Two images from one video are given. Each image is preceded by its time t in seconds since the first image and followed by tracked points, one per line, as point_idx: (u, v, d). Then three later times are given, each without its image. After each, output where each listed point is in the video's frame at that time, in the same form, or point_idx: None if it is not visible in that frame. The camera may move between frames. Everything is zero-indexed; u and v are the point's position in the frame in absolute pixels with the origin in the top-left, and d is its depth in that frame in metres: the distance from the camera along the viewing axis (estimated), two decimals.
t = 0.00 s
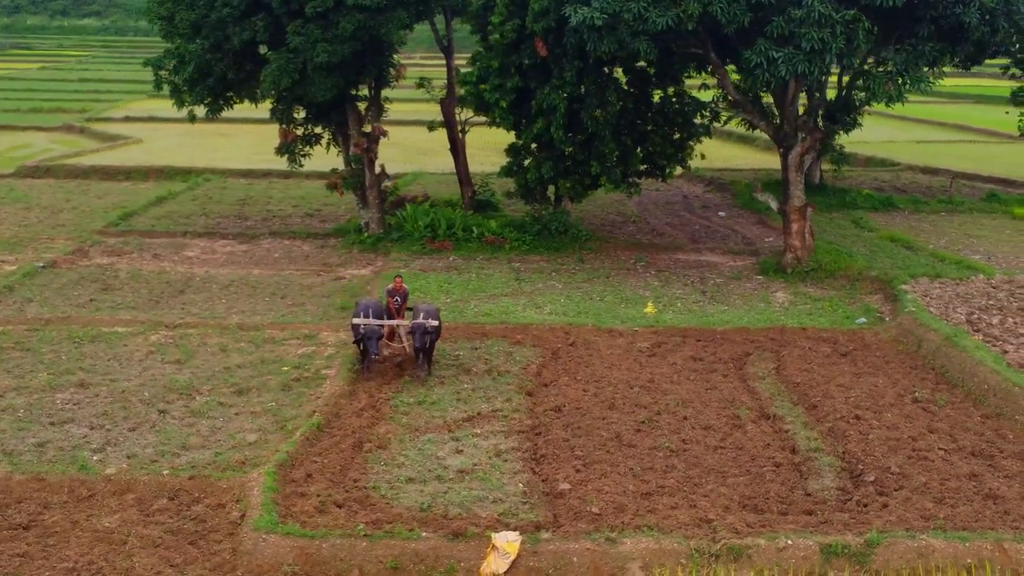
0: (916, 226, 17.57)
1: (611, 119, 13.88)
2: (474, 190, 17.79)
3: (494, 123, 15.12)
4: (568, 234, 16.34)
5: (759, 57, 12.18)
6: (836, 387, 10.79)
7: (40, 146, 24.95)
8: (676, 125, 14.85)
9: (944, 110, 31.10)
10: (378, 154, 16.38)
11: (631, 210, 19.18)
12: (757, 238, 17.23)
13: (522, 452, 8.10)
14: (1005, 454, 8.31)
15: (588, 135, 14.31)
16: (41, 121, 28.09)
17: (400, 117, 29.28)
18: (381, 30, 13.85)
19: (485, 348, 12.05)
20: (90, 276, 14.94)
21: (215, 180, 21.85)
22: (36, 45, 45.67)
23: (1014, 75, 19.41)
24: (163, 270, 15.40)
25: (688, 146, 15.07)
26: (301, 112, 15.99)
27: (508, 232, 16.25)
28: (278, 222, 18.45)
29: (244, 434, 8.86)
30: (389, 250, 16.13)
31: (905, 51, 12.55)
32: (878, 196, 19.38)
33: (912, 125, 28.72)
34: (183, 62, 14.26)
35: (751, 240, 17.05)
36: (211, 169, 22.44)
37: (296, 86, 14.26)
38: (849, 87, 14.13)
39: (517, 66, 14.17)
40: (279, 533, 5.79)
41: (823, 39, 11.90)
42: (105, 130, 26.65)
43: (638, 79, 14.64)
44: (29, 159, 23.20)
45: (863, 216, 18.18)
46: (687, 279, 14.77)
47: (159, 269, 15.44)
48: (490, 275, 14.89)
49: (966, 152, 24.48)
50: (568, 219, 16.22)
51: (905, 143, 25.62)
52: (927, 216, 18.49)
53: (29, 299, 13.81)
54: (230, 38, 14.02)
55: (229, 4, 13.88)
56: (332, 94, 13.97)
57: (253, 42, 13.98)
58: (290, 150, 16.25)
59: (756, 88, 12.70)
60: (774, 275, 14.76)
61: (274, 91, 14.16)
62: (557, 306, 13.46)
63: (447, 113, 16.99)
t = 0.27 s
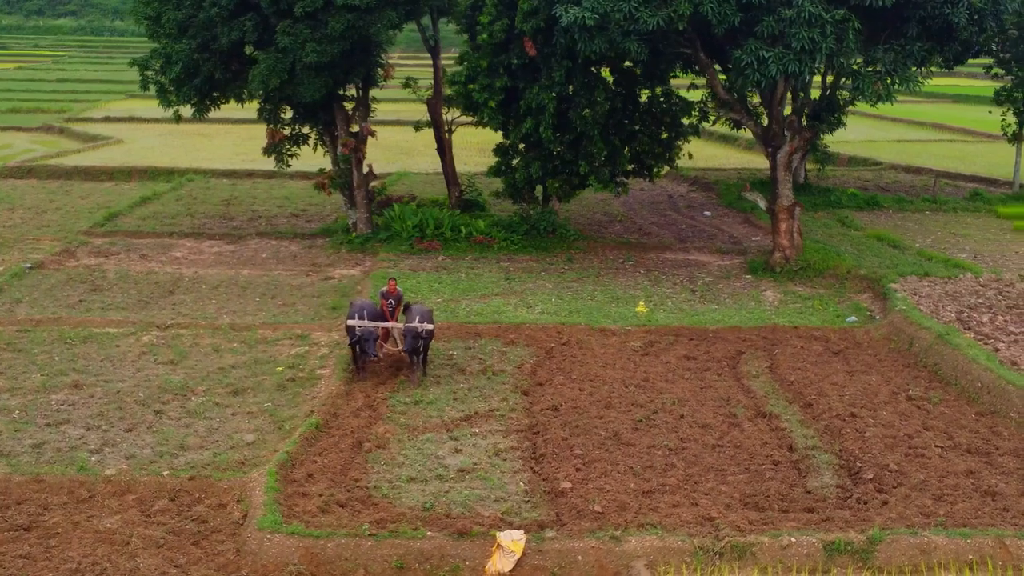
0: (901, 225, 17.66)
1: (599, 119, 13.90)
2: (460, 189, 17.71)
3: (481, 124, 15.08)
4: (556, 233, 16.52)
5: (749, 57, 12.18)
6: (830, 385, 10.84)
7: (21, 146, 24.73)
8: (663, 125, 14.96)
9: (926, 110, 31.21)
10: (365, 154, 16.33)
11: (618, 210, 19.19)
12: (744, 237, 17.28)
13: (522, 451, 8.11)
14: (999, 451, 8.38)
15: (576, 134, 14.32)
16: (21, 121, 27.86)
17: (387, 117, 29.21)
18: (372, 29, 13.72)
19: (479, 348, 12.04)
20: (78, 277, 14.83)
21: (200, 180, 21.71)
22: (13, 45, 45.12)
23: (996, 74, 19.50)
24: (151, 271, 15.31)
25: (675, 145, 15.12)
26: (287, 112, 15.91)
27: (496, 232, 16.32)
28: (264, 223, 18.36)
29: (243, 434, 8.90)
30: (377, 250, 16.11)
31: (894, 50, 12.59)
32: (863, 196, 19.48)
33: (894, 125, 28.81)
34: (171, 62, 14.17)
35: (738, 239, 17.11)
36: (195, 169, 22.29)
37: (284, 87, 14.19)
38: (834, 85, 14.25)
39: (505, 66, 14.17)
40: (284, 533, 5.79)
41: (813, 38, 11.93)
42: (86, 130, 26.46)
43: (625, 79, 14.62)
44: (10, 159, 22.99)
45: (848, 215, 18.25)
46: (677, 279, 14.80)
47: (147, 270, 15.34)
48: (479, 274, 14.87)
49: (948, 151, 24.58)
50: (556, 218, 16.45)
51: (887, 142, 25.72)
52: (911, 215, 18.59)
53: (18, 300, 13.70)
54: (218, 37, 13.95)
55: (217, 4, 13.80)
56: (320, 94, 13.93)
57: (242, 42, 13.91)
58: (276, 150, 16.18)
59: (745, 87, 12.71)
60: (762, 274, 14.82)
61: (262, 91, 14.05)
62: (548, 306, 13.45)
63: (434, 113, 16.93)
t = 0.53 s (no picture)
0: (887, 224, 17.73)
1: (588, 118, 13.91)
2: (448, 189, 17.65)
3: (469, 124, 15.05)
4: (544, 233, 16.56)
5: (740, 56, 12.21)
6: (825, 382, 10.88)
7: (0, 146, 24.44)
8: (652, 124, 14.99)
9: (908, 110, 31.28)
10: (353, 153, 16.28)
11: (604, 209, 19.18)
12: (732, 236, 17.32)
13: (522, 450, 8.14)
14: (995, 448, 8.45)
15: (565, 134, 14.33)
16: None
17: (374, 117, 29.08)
18: (363, 28, 13.65)
19: (473, 347, 12.00)
20: (64, 277, 14.65)
21: (184, 179, 21.52)
22: None
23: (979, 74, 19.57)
24: (139, 270, 15.16)
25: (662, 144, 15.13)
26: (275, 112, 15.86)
27: (485, 232, 16.29)
28: (249, 222, 18.21)
29: (240, 434, 8.91)
30: (366, 249, 16.04)
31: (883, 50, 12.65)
32: (848, 195, 19.58)
33: (874, 125, 28.78)
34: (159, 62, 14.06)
35: (725, 238, 17.15)
36: (177, 168, 22.09)
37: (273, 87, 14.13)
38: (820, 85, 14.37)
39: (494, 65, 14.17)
40: (289, 532, 5.90)
41: (804, 38, 11.99)
42: (65, 129, 26.21)
43: (613, 78, 14.59)
44: None
45: (835, 214, 18.31)
46: (667, 277, 14.80)
47: (135, 269, 15.19)
48: (470, 274, 14.83)
49: (929, 151, 24.63)
50: (543, 217, 16.51)
51: (868, 142, 25.71)
52: (896, 214, 18.67)
53: (6, 300, 13.52)
54: (206, 37, 13.85)
55: (206, 3, 13.71)
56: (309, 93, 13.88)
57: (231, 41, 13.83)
58: (264, 150, 16.12)
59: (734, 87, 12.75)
60: (751, 272, 14.86)
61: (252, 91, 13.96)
62: (540, 305, 13.41)
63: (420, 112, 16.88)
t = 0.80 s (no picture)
0: (872, 223, 17.81)
1: (577, 118, 13.93)
2: (435, 188, 17.61)
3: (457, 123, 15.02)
4: (533, 232, 16.56)
5: (730, 56, 12.25)
6: (819, 380, 10.93)
7: None
8: (639, 123, 15.04)
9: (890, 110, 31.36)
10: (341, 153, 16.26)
11: (590, 209, 19.19)
12: (719, 235, 17.36)
13: (522, 449, 8.15)
14: (989, 444, 8.52)
15: (553, 133, 14.33)
16: None
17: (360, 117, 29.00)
18: (351, 28, 13.64)
19: (467, 346, 12.00)
20: (51, 277, 14.55)
21: (168, 180, 21.40)
22: None
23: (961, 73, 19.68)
24: (128, 271, 15.07)
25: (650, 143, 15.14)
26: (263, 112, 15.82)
27: (473, 231, 16.28)
28: (234, 223, 18.13)
29: (238, 434, 8.94)
30: (354, 249, 16.01)
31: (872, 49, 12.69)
32: (833, 193, 19.66)
33: (855, 125, 28.81)
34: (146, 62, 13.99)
35: (713, 237, 17.19)
36: (161, 169, 21.98)
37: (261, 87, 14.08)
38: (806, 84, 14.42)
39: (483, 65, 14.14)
40: (294, 532, 5.92)
41: (794, 37, 12.03)
42: (45, 130, 26.04)
43: (601, 77, 14.58)
44: None
45: (820, 213, 18.38)
46: (656, 277, 14.83)
47: (124, 270, 15.10)
48: (460, 273, 14.81)
49: (910, 151, 24.67)
50: (531, 217, 16.50)
51: (849, 142, 25.71)
52: (881, 212, 18.75)
53: None
54: (194, 37, 13.79)
55: (194, 3, 13.64)
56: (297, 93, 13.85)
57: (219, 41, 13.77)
58: (251, 150, 16.09)
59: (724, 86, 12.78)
60: (739, 271, 14.90)
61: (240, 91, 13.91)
62: (531, 305, 13.40)
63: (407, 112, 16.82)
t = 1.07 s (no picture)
0: (856, 222, 17.90)
1: (565, 118, 13.96)
2: (421, 188, 17.57)
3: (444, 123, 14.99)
4: (520, 232, 16.57)
5: (719, 56, 12.29)
6: (812, 378, 10.99)
7: None
8: (626, 122, 15.02)
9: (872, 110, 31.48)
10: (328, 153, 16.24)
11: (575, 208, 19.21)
12: (706, 234, 17.42)
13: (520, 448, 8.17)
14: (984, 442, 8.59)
15: (541, 133, 14.35)
16: None
17: (345, 116, 28.89)
18: (339, 29, 13.62)
19: (460, 346, 12.00)
20: (38, 278, 14.45)
21: (150, 180, 21.29)
22: None
23: (943, 73, 19.82)
24: (115, 271, 14.99)
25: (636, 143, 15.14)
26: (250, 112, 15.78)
27: (460, 231, 16.28)
28: (218, 223, 18.06)
29: (235, 434, 8.94)
30: (342, 250, 15.98)
31: (859, 49, 12.75)
32: (817, 192, 19.75)
33: (836, 125, 28.80)
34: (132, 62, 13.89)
35: (699, 236, 17.24)
36: (142, 169, 21.87)
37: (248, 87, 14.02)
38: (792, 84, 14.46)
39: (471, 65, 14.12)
40: (297, 532, 5.94)
41: (783, 37, 12.08)
42: (23, 130, 25.87)
43: (589, 77, 14.58)
44: None
45: (805, 212, 18.46)
46: (644, 276, 14.86)
47: (111, 271, 15.02)
48: (449, 273, 14.80)
49: (891, 150, 24.75)
50: (519, 216, 16.49)
51: (831, 142, 25.76)
52: (865, 211, 18.85)
53: None
54: (181, 37, 13.74)
55: (182, 3, 13.58)
56: (286, 93, 13.80)
57: (207, 41, 13.71)
58: (238, 150, 16.06)
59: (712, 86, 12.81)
60: (726, 270, 14.93)
61: (227, 91, 13.86)
62: (521, 304, 13.41)
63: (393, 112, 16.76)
